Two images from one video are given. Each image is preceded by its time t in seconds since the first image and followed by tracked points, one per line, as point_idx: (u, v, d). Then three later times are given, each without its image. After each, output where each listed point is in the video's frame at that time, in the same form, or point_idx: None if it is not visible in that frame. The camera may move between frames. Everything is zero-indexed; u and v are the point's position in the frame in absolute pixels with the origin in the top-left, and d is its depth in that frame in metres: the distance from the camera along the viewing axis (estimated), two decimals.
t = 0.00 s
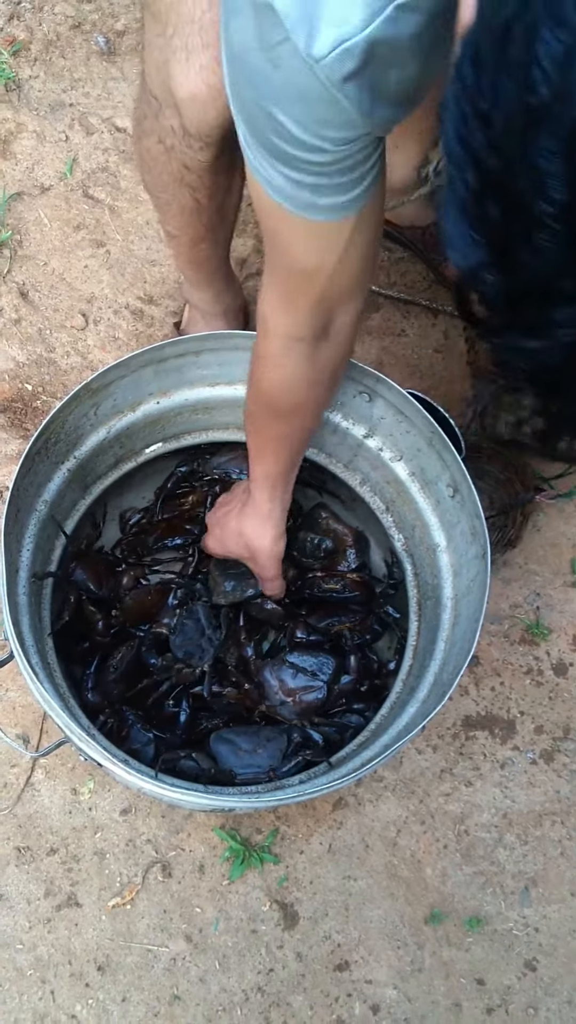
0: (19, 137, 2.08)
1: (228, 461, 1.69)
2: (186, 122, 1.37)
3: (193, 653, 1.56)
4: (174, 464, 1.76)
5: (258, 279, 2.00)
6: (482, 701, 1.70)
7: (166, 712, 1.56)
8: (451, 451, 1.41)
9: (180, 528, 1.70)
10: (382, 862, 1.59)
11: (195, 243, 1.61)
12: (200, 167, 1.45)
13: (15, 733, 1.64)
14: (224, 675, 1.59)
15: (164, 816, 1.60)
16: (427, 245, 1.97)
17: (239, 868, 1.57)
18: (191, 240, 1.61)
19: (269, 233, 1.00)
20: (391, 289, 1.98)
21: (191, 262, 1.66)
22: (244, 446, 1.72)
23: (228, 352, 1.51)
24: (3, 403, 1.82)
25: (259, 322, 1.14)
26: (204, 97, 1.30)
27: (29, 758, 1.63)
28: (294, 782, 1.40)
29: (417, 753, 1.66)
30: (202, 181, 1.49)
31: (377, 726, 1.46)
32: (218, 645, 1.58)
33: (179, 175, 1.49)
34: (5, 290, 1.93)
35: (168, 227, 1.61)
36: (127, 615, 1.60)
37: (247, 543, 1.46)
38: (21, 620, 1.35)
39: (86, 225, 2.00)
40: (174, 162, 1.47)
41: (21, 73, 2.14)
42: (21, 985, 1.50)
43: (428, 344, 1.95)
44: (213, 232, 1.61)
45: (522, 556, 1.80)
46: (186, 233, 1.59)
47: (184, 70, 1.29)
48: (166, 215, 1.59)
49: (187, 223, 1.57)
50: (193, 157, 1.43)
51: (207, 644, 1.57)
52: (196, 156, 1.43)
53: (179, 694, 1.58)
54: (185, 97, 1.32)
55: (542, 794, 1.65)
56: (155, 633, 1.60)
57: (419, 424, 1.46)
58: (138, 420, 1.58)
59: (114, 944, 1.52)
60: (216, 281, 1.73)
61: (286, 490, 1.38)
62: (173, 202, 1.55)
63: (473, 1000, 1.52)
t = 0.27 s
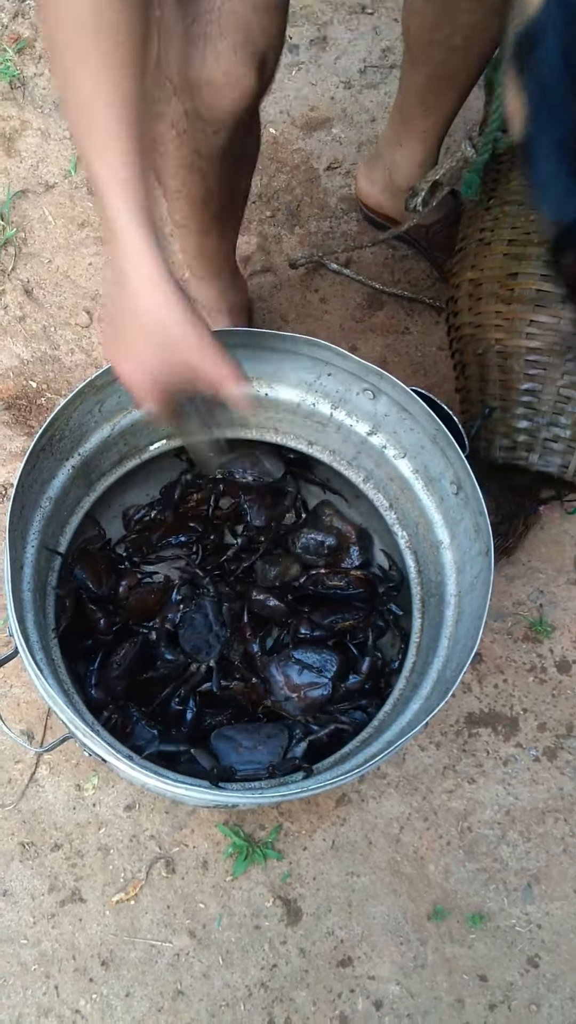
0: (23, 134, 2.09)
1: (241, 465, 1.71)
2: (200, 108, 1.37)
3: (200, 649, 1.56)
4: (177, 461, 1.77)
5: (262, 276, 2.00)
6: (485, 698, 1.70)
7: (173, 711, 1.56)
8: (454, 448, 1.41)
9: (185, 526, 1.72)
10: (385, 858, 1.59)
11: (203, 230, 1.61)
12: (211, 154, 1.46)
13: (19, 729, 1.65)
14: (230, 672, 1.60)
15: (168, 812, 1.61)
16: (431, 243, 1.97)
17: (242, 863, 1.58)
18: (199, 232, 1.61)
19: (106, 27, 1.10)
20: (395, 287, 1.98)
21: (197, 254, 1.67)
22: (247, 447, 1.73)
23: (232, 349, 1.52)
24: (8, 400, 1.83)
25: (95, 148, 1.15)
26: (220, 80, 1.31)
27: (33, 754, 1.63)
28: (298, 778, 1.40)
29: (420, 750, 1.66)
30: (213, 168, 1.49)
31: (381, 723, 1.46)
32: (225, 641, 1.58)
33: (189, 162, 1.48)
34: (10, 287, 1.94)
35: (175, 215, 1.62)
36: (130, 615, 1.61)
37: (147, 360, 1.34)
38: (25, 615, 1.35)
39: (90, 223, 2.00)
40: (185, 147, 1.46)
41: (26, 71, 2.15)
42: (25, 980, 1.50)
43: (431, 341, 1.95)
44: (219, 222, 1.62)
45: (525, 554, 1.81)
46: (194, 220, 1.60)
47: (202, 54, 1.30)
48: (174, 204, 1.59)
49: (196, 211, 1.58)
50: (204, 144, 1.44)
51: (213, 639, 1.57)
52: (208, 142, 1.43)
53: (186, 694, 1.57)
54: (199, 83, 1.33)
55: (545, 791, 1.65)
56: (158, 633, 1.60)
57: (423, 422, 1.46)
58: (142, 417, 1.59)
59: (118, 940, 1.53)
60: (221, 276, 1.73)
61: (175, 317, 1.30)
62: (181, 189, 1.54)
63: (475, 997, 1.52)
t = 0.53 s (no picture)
0: (26, 132, 2.09)
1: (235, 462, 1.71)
2: (213, 106, 1.36)
3: (194, 648, 1.55)
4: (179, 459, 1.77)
5: (264, 274, 2.00)
6: (487, 695, 1.70)
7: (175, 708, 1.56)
8: (456, 446, 1.41)
9: (185, 523, 1.72)
10: (387, 855, 1.59)
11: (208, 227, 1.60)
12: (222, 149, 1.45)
13: (21, 725, 1.65)
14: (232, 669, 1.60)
15: (170, 809, 1.61)
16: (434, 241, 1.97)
17: (244, 860, 1.58)
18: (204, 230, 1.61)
19: None
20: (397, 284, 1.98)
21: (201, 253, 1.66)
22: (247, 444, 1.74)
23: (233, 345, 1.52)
24: (10, 397, 1.83)
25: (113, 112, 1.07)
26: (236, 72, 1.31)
27: (35, 751, 1.63)
28: (300, 775, 1.41)
29: (422, 747, 1.66)
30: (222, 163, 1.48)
31: (383, 719, 1.46)
32: (221, 640, 1.58)
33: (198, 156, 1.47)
34: (12, 284, 1.94)
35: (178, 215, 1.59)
36: (132, 611, 1.61)
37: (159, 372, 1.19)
38: (28, 612, 1.36)
39: (93, 220, 2.00)
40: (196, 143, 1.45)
41: (29, 69, 2.15)
42: (28, 976, 1.51)
43: (434, 339, 1.94)
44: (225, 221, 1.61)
45: (528, 551, 1.81)
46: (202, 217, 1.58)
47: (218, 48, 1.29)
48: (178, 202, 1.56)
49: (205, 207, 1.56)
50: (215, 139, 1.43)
51: (208, 639, 1.56)
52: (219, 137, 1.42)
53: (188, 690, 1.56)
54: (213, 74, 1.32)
55: (547, 788, 1.65)
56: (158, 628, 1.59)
57: (425, 419, 1.46)
58: (144, 414, 1.59)
59: (120, 936, 1.53)
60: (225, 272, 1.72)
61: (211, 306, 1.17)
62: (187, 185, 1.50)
63: (477, 994, 1.52)
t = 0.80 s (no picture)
0: (29, 128, 2.09)
1: (236, 464, 1.66)
2: (216, 114, 1.36)
3: (190, 654, 1.55)
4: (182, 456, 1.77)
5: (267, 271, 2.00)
6: (490, 692, 1.70)
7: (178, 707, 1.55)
8: (459, 441, 1.41)
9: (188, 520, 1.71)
10: (390, 851, 1.60)
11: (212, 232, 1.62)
12: (225, 160, 1.46)
13: (24, 722, 1.65)
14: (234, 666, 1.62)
15: (173, 806, 1.61)
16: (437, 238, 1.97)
17: (247, 857, 1.58)
18: (208, 231, 1.61)
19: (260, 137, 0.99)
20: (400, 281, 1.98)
21: (205, 252, 1.66)
22: (251, 445, 1.70)
23: (236, 342, 1.52)
24: (13, 394, 1.83)
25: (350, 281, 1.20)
26: (235, 89, 1.30)
27: (38, 747, 1.64)
28: (303, 771, 1.41)
29: (425, 744, 1.66)
30: (226, 172, 1.49)
31: (386, 716, 1.46)
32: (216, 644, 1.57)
33: (202, 166, 1.49)
34: (15, 281, 1.94)
35: (186, 218, 1.61)
36: (136, 608, 1.61)
37: (305, 508, 1.44)
38: (31, 609, 1.36)
39: (96, 217, 2.00)
40: (199, 153, 1.47)
41: (32, 66, 2.15)
42: (31, 971, 1.51)
43: (437, 336, 1.94)
44: (229, 222, 1.61)
45: (531, 548, 1.81)
46: (205, 223, 1.60)
47: (218, 62, 1.30)
48: (185, 207, 1.59)
49: (207, 214, 1.57)
50: (218, 149, 1.44)
51: (204, 645, 1.56)
52: (222, 148, 1.44)
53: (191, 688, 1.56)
54: (214, 90, 1.33)
55: (550, 785, 1.65)
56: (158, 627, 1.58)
57: (428, 416, 1.46)
58: (147, 411, 1.59)
59: (123, 932, 1.53)
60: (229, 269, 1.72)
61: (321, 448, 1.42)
62: (193, 193, 1.54)
63: (480, 990, 1.52)
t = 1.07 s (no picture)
0: (32, 126, 2.09)
1: (233, 464, 1.67)
2: (220, 120, 1.36)
3: (191, 654, 1.56)
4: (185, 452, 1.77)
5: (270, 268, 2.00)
6: (492, 690, 1.70)
7: (181, 704, 1.57)
8: (461, 439, 1.40)
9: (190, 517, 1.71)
10: (391, 849, 1.60)
11: (216, 235, 1.62)
12: (228, 164, 1.46)
13: (27, 718, 1.65)
14: (236, 664, 1.63)
15: (175, 803, 1.61)
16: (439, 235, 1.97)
17: (249, 854, 1.58)
18: (212, 232, 1.61)
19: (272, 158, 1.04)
20: (403, 279, 1.98)
21: (209, 250, 1.66)
22: (251, 445, 1.70)
23: (239, 339, 1.52)
24: (16, 392, 1.83)
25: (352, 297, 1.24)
26: (240, 95, 1.30)
27: (41, 744, 1.64)
28: (305, 769, 1.41)
29: (427, 742, 1.66)
30: (230, 176, 1.49)
31: (387, 714, 1.46)
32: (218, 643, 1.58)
33: (206, 170, 1.49)
34: (18, 279, 1.94)
35: (189, 220, 1.62)
36: (138, 605, 1.62)
37: (308, 511, 1.43)
38: (34, 607, 1.36)
39: (99, 215, 2.00)
40: (203, 157, 1.47)
41: (35, 63, 2.15)
42: (33, 968, 1.51)
43: (439, 334, 1.94)
44: (233, 223, 1.61)
45: (533, 546, 1.81)
46: (209, 225, 1.60)
47: (221, 67, 1.29)
48: (188, 209, 1.59)
49: (211, 217, 1.58)
50: (222, 154, 1.44)
51: (205, 645, 1.57)
52: (226, 153, 1.44)
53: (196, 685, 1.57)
54: (218, 95, 1.33)
55: (552, 784, 1.65)
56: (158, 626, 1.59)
57: (431, 413, 1.46)
58: (149, 409, 1.59)
59: (125, 929, 1.54)
60: (231, 268, 1.73)
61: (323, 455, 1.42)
62: (197, 196, 1.55)
63: (481, 988, 1.52)
